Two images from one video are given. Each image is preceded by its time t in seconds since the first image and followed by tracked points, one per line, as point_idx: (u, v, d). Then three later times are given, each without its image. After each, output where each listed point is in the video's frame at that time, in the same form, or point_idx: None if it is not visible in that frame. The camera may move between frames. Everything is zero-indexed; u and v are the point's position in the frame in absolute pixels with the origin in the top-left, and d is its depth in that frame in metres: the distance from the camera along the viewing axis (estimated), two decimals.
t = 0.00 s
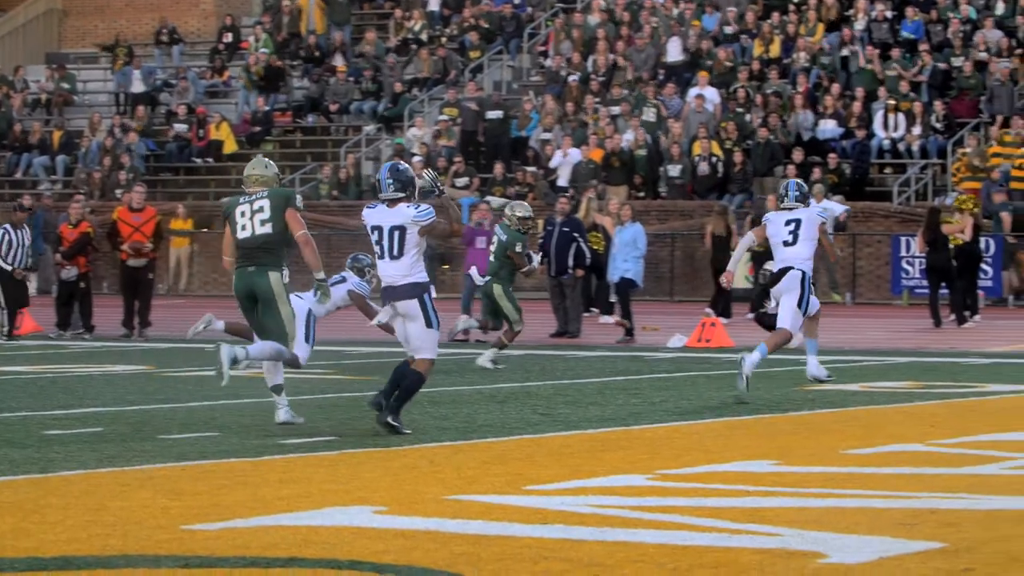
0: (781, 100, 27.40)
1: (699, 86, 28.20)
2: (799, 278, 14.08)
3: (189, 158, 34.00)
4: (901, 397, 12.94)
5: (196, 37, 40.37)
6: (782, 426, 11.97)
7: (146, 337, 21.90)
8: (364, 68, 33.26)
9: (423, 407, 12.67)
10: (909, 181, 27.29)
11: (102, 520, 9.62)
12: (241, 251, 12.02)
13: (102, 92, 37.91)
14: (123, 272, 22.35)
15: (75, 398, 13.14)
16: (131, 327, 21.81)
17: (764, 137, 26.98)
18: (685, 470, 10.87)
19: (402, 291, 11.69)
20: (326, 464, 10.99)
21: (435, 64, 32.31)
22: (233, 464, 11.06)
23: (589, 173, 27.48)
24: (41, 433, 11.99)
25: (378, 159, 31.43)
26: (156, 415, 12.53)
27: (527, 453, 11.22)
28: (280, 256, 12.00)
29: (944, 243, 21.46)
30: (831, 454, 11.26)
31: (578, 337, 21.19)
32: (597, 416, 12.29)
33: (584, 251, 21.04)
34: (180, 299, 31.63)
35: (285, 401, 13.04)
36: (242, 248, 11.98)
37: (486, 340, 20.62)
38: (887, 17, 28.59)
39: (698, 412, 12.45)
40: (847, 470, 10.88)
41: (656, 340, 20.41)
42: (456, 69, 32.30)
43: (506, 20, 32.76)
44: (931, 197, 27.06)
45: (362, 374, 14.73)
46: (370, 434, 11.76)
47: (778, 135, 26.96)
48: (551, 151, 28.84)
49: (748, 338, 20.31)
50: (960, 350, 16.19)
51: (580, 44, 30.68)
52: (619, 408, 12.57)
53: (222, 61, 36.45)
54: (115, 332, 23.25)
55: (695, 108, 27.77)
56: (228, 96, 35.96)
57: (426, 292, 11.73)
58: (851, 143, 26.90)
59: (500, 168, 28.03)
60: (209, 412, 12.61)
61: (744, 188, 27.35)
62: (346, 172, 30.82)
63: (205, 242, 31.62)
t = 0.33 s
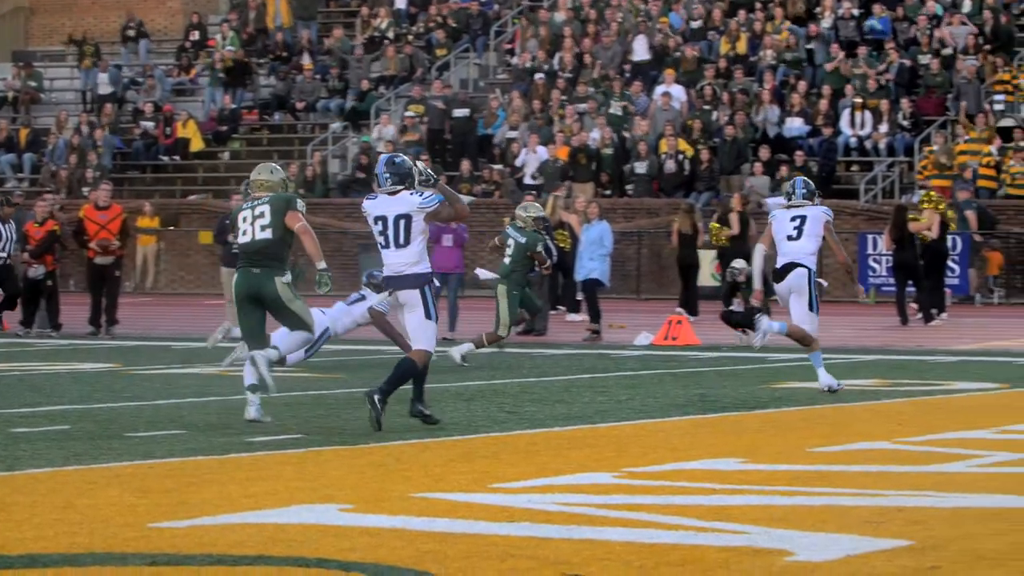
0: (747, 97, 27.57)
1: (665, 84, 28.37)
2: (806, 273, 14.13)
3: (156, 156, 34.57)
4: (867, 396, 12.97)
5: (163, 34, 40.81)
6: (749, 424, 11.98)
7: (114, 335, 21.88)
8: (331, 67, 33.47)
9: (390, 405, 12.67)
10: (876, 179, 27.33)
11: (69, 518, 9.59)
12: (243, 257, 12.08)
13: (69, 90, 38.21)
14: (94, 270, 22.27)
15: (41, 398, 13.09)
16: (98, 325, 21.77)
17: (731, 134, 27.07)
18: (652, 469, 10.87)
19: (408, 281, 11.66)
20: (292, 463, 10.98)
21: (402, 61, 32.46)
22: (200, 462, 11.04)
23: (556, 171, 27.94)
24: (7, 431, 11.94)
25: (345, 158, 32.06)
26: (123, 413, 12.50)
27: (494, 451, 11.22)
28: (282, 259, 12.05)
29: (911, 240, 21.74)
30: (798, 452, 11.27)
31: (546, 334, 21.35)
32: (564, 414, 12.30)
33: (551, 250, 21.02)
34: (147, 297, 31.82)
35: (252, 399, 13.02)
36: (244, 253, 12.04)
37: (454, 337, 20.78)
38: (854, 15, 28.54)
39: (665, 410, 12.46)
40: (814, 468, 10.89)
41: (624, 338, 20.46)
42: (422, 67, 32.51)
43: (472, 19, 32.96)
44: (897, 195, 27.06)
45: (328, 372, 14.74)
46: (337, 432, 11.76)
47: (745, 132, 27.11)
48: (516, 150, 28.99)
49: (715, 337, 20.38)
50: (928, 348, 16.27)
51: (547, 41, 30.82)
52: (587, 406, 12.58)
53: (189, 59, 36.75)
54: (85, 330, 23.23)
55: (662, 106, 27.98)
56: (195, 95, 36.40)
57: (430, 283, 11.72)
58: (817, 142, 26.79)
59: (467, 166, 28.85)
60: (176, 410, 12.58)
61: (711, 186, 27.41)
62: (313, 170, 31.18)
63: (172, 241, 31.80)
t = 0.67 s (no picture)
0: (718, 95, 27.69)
1: (635, 83, 28.51)
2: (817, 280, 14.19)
3: (127, 155, 34.75)
4: (838, 394, 13.01)
5: (134, 32, 40.83)
6: (720, 422, 12.00)
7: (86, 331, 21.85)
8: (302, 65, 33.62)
9: (359, 404, 12.67)
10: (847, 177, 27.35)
11: (40, 516, 9.59)
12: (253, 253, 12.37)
13: (40, 88, 38.35)
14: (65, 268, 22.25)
15: (10, 395, 13.05)
16: (70, 323, 21.73)
17: (701, 132, 27.27)
18: (623, 467, 10.88)
19: (413, 279, 11.70)
20: (262, 461, 10.98)
21: (373, 60, 32.69)
22: (170, 460, 11.03)
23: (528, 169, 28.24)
24: None
25: (315, 156, 32.28)
26: (94, 411, 12.48)
27: (464, 449, 11.23)
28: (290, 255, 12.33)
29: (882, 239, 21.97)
30: (768, 450, 11.30)
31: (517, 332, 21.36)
32: (535, 412, 12.32)
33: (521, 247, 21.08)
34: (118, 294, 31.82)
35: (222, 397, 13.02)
36: (253, 250, 12.33)
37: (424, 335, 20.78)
38: (826, 13, 28.46)
39: (635, 408, 12.49)
40: (783, 466, 10.92)
41: (595, 336, 20.51)
42: (393, 65, 32.75)
43: (443, 16, 33.20)
44: (869, 193, 27.01)
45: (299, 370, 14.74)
46: (308, 429, 11.76)
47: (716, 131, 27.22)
48: (486, 148, 29.08)
49: (686, 335, 20.43)
50: (898, 346, 16.34)
51: (518, 39, 31.00)
52: (557, 404, 12.60)
53: (161, 57, 36.94)
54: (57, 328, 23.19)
55: (632, 104, 27.97)
56: (166, 93, 36.65)
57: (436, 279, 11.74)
58: (788, 139, 27.00)
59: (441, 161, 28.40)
60: (147, 408, 12.57)
61: (682, 184, 27.72)
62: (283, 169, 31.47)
63: (144, 238, 31.77)
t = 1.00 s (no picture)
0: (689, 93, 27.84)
1: (606, 81, 28.64)
2: (824, 274, 14.36)
3: (99, 153, 34.90)
4: (809, 392, 13.06)
5: (106, 30, 40.87)
6: (693, 421, 12.03)
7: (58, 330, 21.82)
8: (274, 63, 33.81)
9: (330, 403, 12.68)
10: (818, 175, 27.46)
11: (11, 515, 9.57)
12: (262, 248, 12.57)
13: (12, 87, 38.47)
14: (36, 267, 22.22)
15: None
16: (41, 322, 21.69)
17: (673, 130, 27.30)
18: (594, 466, 10.89)
19: (418, 282, 11.70)
20: (235, 459, 10.98)
21: (345, 58, 33.03)
22: (142, 459, 11.03)
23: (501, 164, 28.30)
24: None
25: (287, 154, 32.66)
26: (67, 410, 12.47)
27: (437, 448, 11.24)
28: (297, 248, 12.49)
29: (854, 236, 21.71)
30: (740, 448, 11.32)
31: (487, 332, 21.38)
32: (507, 411, 12.34)
33: (493, 246, 21.02)
34: (89, 293, 31.81)
35: (194, 396, 13.02)
36: (262, 245, 12.53)
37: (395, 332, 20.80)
38: (797, 11, 28.65)
39: (608, 407, 12.52)
40: (754, 465, 10.93)
41: (568, 334, 20.56)
42: (365, 63, 33.01)
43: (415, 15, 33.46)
44: (840, 191, 27.06)
45: (270, 369, 14.76)
46: (281, 429, 11.76)
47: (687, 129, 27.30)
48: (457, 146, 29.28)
49: (658, 333, 20.49)
50: (871, 345, 16.42)
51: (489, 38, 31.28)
52: (529, 403, 12.63)
53: (133, 56, 37.09)
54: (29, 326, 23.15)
55: (604, 103, 28.25)
56: (137, 91, 36.77)
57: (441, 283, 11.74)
58: (760, 138, 27.26)
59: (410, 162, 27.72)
60: (119, 407, 12.56)
61: (653, 183, 27.78)
62: (256, 167, 31.87)
63: (115, 237, 31.78)
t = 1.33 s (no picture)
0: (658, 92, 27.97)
1: (576, 79, 28.73)
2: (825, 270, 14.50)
3: (69, 151, 35.00)
4: (779, 391, 13.10)
5: (76, 29, 40.88)
6: (663, 420, 12.05)
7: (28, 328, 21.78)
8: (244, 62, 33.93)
9: (299, 402, 12.69)
10: (788, 174, 27.57)
11: None
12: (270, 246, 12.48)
13: None
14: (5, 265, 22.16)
15: None
16: (12, 320, 21.67)
17: (643, 129, 27.38)
18: (563, 464, 10.89)
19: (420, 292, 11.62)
20: (205, 458, 10.98)
21: (315, 57, 33.17)
22: (112, 457, 11.02)
23: (469, 162, 28.20)
24: None
25: (257, 153, 32.97)
26: (37, 409, 12.46)
27: (405, 447, 11.25)
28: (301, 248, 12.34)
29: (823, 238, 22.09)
30: (710, 447, 11.33)
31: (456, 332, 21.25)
32: (475, 410, 12.37)
33: (462, 244, 21.15)
34: (60, 292, 31.79)
35: (164, 395, 13.02)
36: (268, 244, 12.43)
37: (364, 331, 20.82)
38: (767, 10, 28.73)
39: (576, 405, 12.55)
40: (724, 464, 10.93)
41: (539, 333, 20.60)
42: (334, 62, 33.24)
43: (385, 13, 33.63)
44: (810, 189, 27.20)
45: (240, 367, 14.77)
46: (250, 428, 11.77)
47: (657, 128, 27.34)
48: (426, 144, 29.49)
49: (628, 333, 20.54)
50: (842, 344, 16.47)
51: (458, 36, 31.48)
52: (498, 402, 12.65)
53: (103, 54, 37.24)
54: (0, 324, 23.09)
55: (575, 101, 28.37)
56: (108, 90, 36.91)
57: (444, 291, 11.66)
58: (730, 137, 27.32)
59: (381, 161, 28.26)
60: (89, 406, 12.56)
61: (623, 181, 27.77)
62: (225, 166, 32.15)
63: (86, 236, 31.68)
